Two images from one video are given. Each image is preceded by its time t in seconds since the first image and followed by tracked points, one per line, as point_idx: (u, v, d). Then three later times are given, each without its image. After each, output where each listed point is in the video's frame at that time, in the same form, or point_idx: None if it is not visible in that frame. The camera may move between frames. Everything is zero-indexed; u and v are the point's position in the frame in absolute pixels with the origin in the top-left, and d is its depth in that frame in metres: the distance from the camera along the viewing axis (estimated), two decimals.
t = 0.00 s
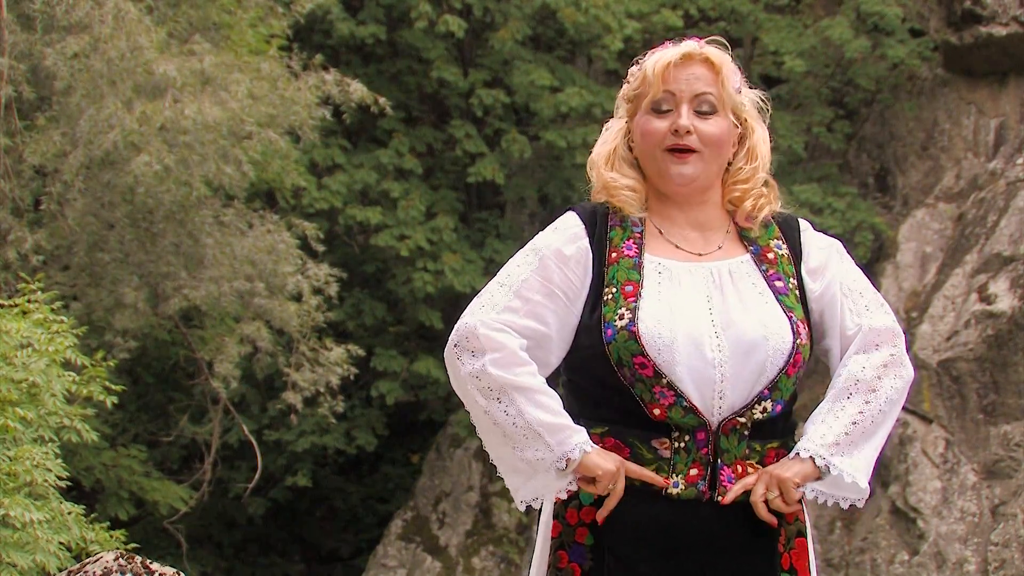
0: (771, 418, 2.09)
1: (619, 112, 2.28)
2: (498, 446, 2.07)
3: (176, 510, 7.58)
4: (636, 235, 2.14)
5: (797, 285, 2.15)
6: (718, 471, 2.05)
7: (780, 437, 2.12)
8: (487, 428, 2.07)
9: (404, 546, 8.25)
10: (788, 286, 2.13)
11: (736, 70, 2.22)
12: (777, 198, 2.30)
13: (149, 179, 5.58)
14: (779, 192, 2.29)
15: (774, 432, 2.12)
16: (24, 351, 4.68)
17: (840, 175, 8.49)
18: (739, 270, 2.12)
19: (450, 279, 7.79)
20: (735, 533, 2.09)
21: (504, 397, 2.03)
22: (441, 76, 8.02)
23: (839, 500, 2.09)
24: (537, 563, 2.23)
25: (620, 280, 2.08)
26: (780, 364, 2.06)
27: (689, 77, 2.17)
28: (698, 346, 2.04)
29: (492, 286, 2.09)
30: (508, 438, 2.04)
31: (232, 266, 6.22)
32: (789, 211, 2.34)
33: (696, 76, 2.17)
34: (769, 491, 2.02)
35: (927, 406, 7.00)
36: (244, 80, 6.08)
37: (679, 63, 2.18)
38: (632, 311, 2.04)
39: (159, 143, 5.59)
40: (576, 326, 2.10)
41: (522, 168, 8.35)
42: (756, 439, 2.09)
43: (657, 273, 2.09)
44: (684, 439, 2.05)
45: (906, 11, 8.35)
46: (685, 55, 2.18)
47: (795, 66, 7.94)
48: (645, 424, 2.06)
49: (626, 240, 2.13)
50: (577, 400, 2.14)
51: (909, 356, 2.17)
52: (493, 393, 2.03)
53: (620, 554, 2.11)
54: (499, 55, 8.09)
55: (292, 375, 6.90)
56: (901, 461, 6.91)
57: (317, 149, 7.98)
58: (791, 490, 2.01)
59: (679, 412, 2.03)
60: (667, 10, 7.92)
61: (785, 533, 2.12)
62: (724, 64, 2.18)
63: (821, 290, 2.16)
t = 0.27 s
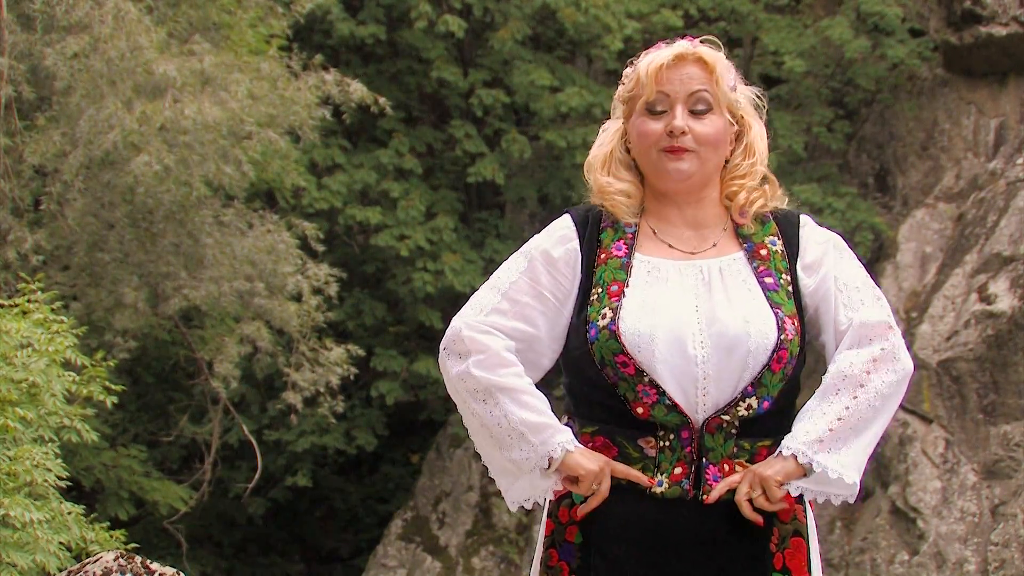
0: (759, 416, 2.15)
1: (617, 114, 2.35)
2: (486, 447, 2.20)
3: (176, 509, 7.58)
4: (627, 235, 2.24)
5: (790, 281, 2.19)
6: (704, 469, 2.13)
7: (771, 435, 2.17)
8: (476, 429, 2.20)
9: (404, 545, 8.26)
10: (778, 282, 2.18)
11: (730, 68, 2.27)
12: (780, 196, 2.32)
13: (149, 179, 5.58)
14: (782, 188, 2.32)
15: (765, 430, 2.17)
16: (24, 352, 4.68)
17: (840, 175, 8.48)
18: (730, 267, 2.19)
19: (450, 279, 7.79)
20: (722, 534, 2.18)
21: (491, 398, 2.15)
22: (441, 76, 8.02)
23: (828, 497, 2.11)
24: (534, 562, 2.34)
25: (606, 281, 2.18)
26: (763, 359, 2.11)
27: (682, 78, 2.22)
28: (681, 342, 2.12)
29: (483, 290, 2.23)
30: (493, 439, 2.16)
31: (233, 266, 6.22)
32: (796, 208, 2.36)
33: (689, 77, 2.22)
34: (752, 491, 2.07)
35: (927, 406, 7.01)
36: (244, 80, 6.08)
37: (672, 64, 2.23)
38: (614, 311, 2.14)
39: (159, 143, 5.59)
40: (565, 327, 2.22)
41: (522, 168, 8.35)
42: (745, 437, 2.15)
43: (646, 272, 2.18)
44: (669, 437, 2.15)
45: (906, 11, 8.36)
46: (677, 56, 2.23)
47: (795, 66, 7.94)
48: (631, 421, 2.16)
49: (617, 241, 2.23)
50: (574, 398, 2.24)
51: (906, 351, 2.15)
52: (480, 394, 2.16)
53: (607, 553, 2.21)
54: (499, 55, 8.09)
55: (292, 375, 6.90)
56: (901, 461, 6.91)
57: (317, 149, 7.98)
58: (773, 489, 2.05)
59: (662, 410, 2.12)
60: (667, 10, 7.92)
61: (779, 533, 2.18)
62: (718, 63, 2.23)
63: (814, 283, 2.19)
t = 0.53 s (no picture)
0: (761, 418, 2.16)
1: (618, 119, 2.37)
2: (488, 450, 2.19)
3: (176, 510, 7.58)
4: (628, 239, 2.26)
5: (791, 284, 2.21)
6: (704, 471, 2.15)
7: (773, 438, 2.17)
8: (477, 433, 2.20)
9: (404, 546, 8.26)
10: (779, 286, 2.19)
11: (726, 68, 2.27)
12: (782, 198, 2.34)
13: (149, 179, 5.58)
14: (782, 190, 2.33)
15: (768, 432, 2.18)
16: (24, 352, 4.68)
17: (840, 175, 8.48)
18: (731, 271, 2.20)
19: (450, 279, 7.79)
20: (724, 535, 2.19)
21: (492, 402, 2.15)
22: (441, 76, 8.02)
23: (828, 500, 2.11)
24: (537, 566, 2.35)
25: (606, 285, 2.20)
26: (764, 364, 2.13)
27: (675, 81, 2.23)
28: (681, 346, 2.14)
29: (484, 294, 2.23)
30: (496, 443, 2.16)
31: (233, 266, 6.24)
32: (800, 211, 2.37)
33: (682, 80, 2.23)
34: (752, 494, 2.07)
35: (927, 405, 7.01)
36: (244, 80, 6.08)
37: (666, 67, 2.24)
38: (614, 315, 2.16)
39: (159, 143, 5.59)
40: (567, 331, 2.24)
41: (522, 168, 8.35)
42: (746, 440, 2.16)
43: (647, 276, 2.20)
44: (670, 440, 2.16)
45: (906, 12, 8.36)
46: (670, 59, 2.24)
47: (795, 66, 7.94)
48: (632, 425, 2.17)
49: (617, 244, 2.25)
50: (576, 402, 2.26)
51: (906, 354, 2.15)
52: (482, 398, 2.15)
53: (608, 556, 2.21)
54: (499, 56, 8.10)
55: (292, 375, 6.90)
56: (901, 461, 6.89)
57: (317, 149, 7.99)
58: (773, 492, 2.05)
59: (662, 413, 2.14)
60: (667, 11, 7.92)
61: (781, 535, 2.19)
62: (711, 65, 2.23)
63: (814, 285, 2.21)
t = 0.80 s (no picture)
0: (777, 417, 2.14)
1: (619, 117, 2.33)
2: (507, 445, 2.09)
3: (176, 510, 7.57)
4: (640, 235, 2.18)
5: (800, 286, 2.21)
6: (728, 470, 2.09)
7: (785, 437, 2.16)
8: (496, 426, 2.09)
9: (404, 546, 8.26)
10: (792, 287, 2.19)
11: (727, 67, 2.24)
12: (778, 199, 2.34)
13: (149, 179, 5.58)
14: (780, 192, 2.33)
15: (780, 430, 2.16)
16: (24, 351, 4.68)
17: (840, 175, 8.48)
18: (745, 270, 2.17)
19: (450, 279, 7.79)
20: (743, 532, 2.13)
21: (516, 397, 2.05)
22: (441, 76, 8.02)
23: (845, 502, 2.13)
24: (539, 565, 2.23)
25: (627, 281, 2.12)
26: (787, 365, 2.11)
27: (676, 79, 2.20)
28: (706, 344, 2.08)
29: (501, 286, 2.12)
30: (518, 437, 2.06)
31: (233, 266, 6.23)
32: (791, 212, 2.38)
33: (683, 77, 2.20)
34: (776, 492, 2.04)
35: (927, 405, 7.00)
36: (244, 80, 6.08)
37: (666, 65, 2.21)
38: (640, 311, 2.08)
39: (159, 143, 5.59)
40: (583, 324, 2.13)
41: (522, 168, 8.35)
42: (763, 439, 2.13)
43: (664, 273, 2.14)
44: (693, 439, 2.09)
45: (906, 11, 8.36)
46: (671, 56, 2.21)
47: (795, 67, 7.94)
48: (654, 423, 2.09)
49: (630, 241, 2.17)
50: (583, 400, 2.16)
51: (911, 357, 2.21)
52: (505, 392, 2.05)
53: (629, 553, 2.11)
54: (499, 56, 8.10)
55: (292, 375, 6.90)
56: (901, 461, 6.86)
57: (317, 149, 7.99)
58: (799, 492, 2.04)
59: (689, 411, 2.07)
60: (667, 10, 7.91)
61: (792, 534, 2.18)
62: (713, 63, 2.21)
63: (823, 289, 2.22)
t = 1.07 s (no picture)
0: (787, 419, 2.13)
1: (620, 116, 2.30)
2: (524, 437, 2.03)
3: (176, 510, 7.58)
4: (649, 236, 2.14)
5: (804, 289, 2.21)
6: (741, 471, 2.07)
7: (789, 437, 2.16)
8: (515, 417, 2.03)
9: (404, 546, 8.25)
10: (798, 291, 2.19)
11: (732, 69, 2.23)
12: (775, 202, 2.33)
13: (149, 179, 5.58)
14: (777, 195, 2.32)
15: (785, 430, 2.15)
16: (24, 351, 4.68)
17: (840, 175, 8.48)
18: (752, 273, 2.17)
19: (450, 279, 7.79)
20: (756, 532, 2.10)
21: (538, 393, 1.98)
22: (441, 76, 8.02)
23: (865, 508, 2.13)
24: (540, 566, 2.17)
25: (642, 282, 2.08)
26: (801, 369, 2.11)
27: (683, 82, 2.18)
28: (722, 346, 2.06)
29: (515, 282, 2.05)
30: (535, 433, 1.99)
31: (232, 266, 6.23)
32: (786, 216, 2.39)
33: (690, 80, 2.18)
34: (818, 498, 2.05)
35: (927, 405, 6.99)
36: (244, 80, 6.08)
37: (673, 67, 2.19)
38: (660, 314, 2.05)
39: (159, 143, 5.59)
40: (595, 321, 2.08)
41: (522, 168, 8.36)
42: (772, 440, 2.12)
43: (676, 274, 2.11)
44: (708, 440, 2.06)
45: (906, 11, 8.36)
46: (678, 58, 2.19)
47: (795, 66, 7.94)
48: (669, 425, 2.06)
49: (641, 241, 2.13)
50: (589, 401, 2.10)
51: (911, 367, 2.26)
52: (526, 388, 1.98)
53: (643, 554, 2.06)
54: (499, 56, 8.10)
55: (292, 375, 6.90)
56: (901, 460, 6.84)
57: (316, 149, 7.99)
58: (835, 493, 2.06)
59: (706, 413, 2.04)
60: (667, 10, 7.91)
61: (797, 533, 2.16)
62: (719, 66, 2.19)
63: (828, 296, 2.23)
